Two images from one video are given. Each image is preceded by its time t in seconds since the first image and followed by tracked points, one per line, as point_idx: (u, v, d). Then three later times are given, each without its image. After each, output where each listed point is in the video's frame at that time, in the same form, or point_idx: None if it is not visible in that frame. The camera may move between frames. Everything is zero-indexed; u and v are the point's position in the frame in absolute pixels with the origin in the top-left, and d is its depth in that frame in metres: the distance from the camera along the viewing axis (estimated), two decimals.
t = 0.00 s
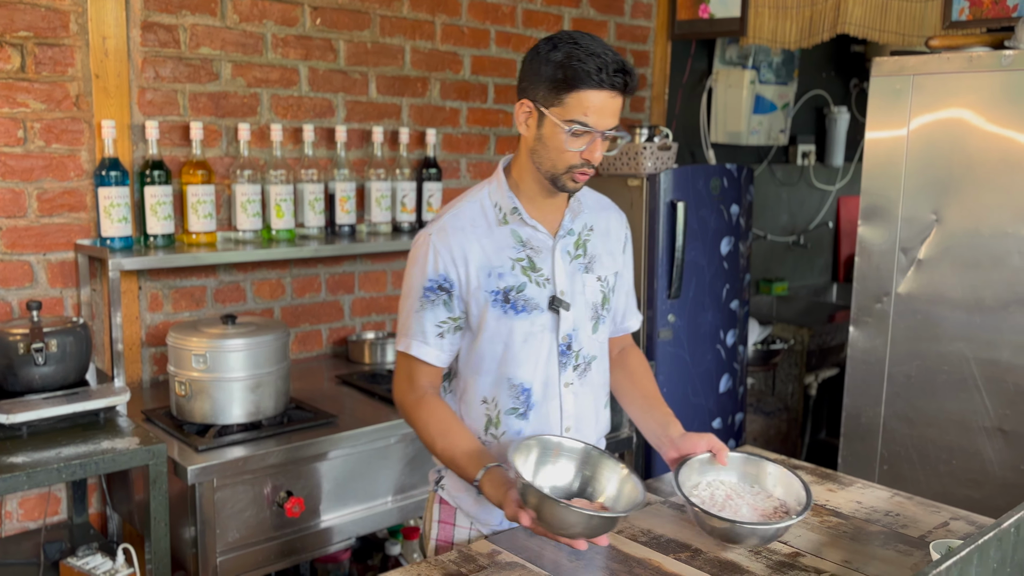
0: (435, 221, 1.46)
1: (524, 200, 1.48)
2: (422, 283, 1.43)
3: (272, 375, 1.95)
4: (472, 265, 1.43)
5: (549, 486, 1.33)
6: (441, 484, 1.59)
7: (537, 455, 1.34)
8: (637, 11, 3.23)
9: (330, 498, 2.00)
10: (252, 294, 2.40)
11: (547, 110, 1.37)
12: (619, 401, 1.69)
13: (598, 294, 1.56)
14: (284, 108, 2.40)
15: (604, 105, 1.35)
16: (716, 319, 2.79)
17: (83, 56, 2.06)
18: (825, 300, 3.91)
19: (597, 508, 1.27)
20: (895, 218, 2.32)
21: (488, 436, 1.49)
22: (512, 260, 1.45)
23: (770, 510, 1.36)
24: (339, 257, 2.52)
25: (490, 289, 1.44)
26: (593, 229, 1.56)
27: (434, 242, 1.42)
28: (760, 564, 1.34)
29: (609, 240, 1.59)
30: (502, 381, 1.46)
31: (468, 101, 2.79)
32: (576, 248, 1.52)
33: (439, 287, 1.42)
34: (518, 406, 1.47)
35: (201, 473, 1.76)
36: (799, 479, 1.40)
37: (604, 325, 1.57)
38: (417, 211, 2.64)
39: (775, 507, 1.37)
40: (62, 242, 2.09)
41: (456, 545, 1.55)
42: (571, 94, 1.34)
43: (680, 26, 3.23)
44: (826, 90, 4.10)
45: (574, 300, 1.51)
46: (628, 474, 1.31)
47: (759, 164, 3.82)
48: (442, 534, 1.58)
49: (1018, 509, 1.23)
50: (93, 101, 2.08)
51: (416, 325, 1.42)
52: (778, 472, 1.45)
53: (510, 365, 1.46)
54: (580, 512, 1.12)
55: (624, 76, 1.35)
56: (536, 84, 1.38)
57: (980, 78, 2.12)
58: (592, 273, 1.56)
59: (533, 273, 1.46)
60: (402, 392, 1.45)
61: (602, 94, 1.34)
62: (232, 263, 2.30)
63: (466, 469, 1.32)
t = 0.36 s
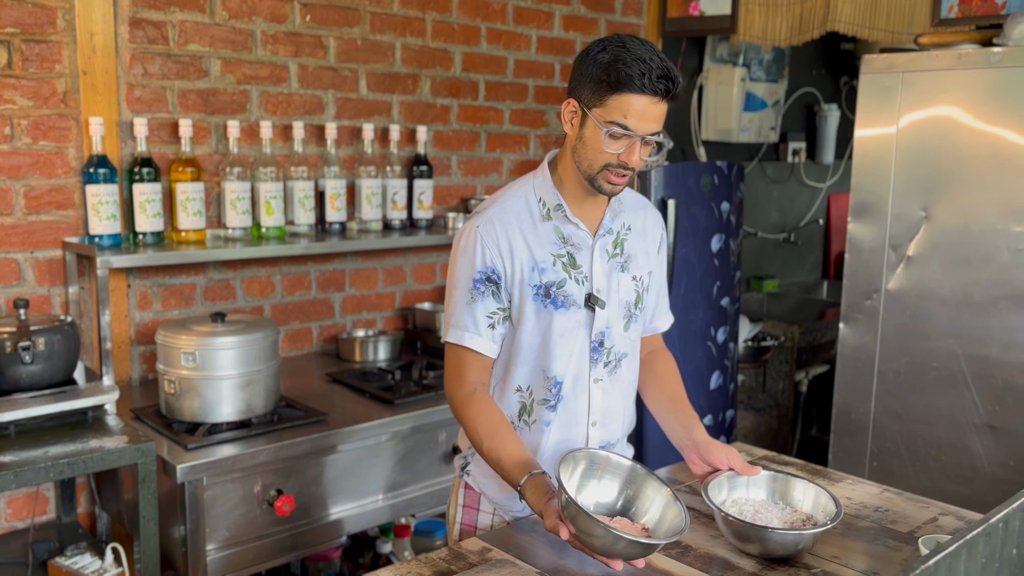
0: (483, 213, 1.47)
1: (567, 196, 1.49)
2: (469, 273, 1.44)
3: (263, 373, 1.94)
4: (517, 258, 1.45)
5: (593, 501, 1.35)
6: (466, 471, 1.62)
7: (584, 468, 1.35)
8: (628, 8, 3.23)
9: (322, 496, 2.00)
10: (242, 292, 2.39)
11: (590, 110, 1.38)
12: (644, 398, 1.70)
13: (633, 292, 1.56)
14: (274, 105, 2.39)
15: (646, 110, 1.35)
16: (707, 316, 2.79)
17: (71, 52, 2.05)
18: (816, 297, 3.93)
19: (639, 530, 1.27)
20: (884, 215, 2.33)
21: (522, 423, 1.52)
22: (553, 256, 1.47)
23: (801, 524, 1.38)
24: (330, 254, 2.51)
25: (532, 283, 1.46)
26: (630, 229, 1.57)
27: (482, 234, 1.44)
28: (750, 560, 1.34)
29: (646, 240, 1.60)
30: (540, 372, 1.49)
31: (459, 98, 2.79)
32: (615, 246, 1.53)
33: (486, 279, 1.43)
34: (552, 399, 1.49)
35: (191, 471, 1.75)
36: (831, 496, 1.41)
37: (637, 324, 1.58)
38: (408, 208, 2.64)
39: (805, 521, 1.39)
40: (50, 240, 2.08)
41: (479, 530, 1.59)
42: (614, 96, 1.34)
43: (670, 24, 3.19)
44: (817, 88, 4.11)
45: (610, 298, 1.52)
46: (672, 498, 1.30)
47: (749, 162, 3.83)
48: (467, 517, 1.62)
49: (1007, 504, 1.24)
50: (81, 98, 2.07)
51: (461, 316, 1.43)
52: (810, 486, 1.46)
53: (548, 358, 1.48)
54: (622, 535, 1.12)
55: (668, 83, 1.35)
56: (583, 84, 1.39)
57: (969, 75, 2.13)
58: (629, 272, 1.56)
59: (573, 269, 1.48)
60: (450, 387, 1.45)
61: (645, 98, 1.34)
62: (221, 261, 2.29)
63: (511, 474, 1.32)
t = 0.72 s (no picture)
0: (481, 205, 1.47)
1: (566, 191, 1.50)
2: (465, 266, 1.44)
3: (247, 373, 1.93)
4: (512, 252, 1.45)
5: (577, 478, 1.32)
6: (459, 469, 1.62)
7: (564, 448, 1.33)
8: (614, 7, 3.22)
9: (308, 497, 1.98)
10: (226, 292, 2.37)
11: (564, 84, 1.43)
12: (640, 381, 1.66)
13: (632, 291, 1.55)
14: (259, 104, 2.38)
15: (612, 72, 1.40)
16: (694, 315, 2.79)
17: (52, 50, 2.03)
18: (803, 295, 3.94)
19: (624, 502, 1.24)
20: (869, 214, 2.33)
21: (516, 418, 1.52)
22: (550, 250, 1.47)
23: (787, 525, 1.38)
24: (315, 254, 2.50)
25: (527, 277, 1.46)
26: (631, 227, 1.56)
27: (479, 227, 1.44)
28: (735, 559, 1.34)
29: (648, 240, 1.59)
30: (533, 367, 1.48)
31: (445, 97, 2.78)
32: (614, 244, 1.53)
33: (480, 272, 1.43)
34: (544, 393, 1.49)
35: (173, 473, 1.74)
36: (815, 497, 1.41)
37: (636, 323, 1.57)
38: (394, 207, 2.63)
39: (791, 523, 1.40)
40: (31, 239, 2.06)
41: (472, 528, 1.60)
42: (581, 62, 1.41)
43: (658, 23, 3.19)
44: (803, 87, 4.13)
45: (606, 295, 1.51)
46: (655, 469, 1.27)
47: (736, 161, 3.83)
48: (459, 515, 1.63)
49: (988, 500, 1.24)
50: (63, 96, 2.05)
51: (455, 307, 1.43)
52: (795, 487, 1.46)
53: (542, 353, 1.47)
54: (608, 502, 1.10)
55: (629, 46, 1.41)
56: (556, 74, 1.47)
57: (952, 74, 2.14)
58: (628, 270, 1.55)
59: (569, 265, 1.48)
60: (442, 376, 1.44)
61: (607, 61, 1.39)
62: (206, 261, 2.27)
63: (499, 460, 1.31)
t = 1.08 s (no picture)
0: (435, 204, 1.46)
1: (521, 189, 1.49)
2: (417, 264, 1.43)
3: (228, 375, 1.91)
4: (466, 249, 1.43)
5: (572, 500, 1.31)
6: (423, 473, 1.59)
7: (561, 461, 1.33)
8: (599, 6, 3.22)
9: (290, 499, 1.97)
10: (208, 293, 2.35)
11: (517, 77, 1.43)
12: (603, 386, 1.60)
13: (591, 289, 1.54)
14: (241, 104, 2.36)
15: (566, 64, 1.40)
16: (679, 314, 2.79)
17: (30, 49, 2.01)
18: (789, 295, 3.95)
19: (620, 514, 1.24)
20: (854, 213, 2.33)
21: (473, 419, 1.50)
22: (505, 248, 1.45)
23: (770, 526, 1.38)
24: (298, 255, 2.48)
25: (482, 274, 1.44)
26: (590, 225, 1.55)
27: (432, 225, 1.42)
28: (718, 560, 1.34)
29: (608, 238, 1.58)
30: (489, 367, 1.47)
31: (430, 96, 2.76)
32: (571, 241, 1.52)
33: (434, 270, 1.42)
34: (500, 393, 1.47)
35: (153, 477, 1.72)
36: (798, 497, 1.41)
37: (596, 322, 1.56)
38: (378, 207, 2.61)
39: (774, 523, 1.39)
40: (9, 241, 2.04)
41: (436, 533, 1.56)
42: (533, 54, 1.41)
43: (642, 22, 3.19)
44: (789, 86, 4.13)
45: (564, 293, 1.50)
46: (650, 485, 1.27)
47: (722, 160, 3.83)
48: (422, 521, 1.59)
49: (971, 500, 1.24)
50: (41, 96, 2.03)
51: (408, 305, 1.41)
52: (779, 487, 1.46)
53: (498, 352, 1.46)
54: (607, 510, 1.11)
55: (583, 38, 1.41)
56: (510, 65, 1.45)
57: (936, 73, 2.14)
58: (587, 268, 1.54)
59: (525, 262, 1.47)
60: (405, 379, 1.43)
61: (559, 52, 1.39)
62: (187, 262, 2.25)
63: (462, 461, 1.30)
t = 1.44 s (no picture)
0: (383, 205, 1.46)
1: (478, 192, 1.46)
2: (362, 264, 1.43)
3: (209, 378, 1.89)
4: (415, 251, 1.43)
5: (577, 554, 1.28)
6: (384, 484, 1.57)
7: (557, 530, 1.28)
8: (586, 5, 3.20)
9: (272, 503, 1.95)
10: (191, 295, 2.33)
11: (519, 103, 1.36)
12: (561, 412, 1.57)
13: (548, 292, 1.52)
14: (223, 103, 2.33)
15: (576, 101, 1.36)
16: (666, 314, 2.78)
17: (7, 48, 1.98)
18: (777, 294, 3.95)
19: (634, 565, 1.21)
20: (840, 212, 2.33)
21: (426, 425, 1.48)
22: (458, 250, 1.45)
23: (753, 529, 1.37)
24: (282, 255, 2.46)
25: (432, 277, 1.43)
26: (548, 228, 1.53)
27: (380, 226, 1.42)
28: (702, 564, 1.33)
29: (566, 242, 1.56)
30: (441, 371, 1.45)
31: (415, 95, 2.74)
32: (528, 245, 1.50)
33: (374, 270, 1.42)
34: (454, 397, 1.46)
35: (132, 481, 1.69)
36: (783, 499, 1.40)
37: (554, 326, 1.54)
38: (363, 207, 2.59)
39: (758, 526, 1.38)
40: None
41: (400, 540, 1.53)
42: (545, 90, 1.34)
43: (629, 21, 3.17)
44: (777, 85, 4.13)
45: (521, 296, 1.49)
46: (655, 522, 1.24)
47: (709, 160, 3.83)
48: (383, 534, 1.56)
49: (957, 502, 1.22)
50: (18, 96, 2.00)
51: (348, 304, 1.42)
52: (762, 489, 1.45)
53: (450, 356, 1.44)
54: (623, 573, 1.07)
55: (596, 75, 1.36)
56: (508, 79, 1.37)
57: (922, 72, 2.14)
58: (544, 271, 1.53)
59: (479, 265, 1.45)
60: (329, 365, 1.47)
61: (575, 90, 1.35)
62: (169, 263, 2.23)
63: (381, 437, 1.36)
